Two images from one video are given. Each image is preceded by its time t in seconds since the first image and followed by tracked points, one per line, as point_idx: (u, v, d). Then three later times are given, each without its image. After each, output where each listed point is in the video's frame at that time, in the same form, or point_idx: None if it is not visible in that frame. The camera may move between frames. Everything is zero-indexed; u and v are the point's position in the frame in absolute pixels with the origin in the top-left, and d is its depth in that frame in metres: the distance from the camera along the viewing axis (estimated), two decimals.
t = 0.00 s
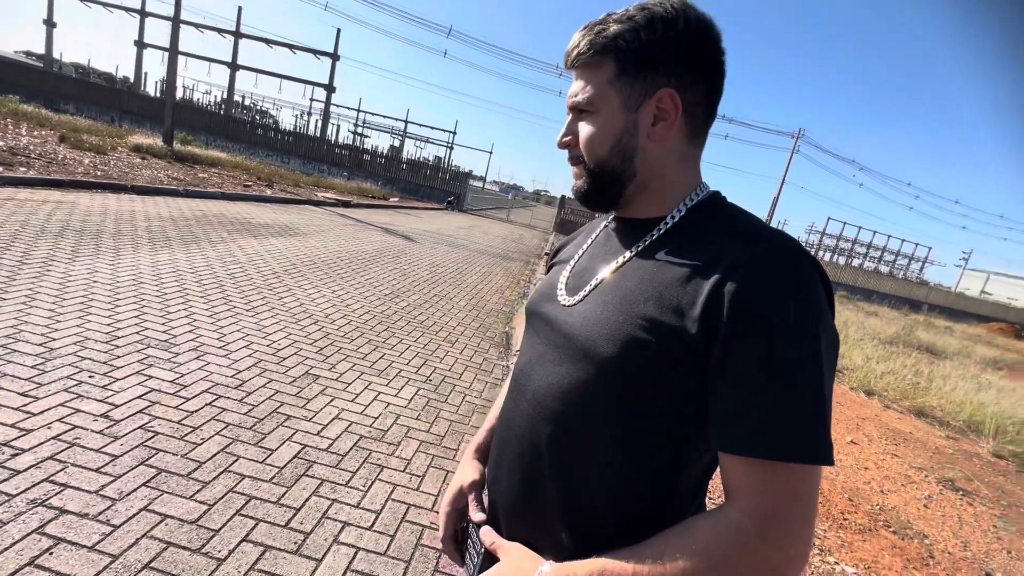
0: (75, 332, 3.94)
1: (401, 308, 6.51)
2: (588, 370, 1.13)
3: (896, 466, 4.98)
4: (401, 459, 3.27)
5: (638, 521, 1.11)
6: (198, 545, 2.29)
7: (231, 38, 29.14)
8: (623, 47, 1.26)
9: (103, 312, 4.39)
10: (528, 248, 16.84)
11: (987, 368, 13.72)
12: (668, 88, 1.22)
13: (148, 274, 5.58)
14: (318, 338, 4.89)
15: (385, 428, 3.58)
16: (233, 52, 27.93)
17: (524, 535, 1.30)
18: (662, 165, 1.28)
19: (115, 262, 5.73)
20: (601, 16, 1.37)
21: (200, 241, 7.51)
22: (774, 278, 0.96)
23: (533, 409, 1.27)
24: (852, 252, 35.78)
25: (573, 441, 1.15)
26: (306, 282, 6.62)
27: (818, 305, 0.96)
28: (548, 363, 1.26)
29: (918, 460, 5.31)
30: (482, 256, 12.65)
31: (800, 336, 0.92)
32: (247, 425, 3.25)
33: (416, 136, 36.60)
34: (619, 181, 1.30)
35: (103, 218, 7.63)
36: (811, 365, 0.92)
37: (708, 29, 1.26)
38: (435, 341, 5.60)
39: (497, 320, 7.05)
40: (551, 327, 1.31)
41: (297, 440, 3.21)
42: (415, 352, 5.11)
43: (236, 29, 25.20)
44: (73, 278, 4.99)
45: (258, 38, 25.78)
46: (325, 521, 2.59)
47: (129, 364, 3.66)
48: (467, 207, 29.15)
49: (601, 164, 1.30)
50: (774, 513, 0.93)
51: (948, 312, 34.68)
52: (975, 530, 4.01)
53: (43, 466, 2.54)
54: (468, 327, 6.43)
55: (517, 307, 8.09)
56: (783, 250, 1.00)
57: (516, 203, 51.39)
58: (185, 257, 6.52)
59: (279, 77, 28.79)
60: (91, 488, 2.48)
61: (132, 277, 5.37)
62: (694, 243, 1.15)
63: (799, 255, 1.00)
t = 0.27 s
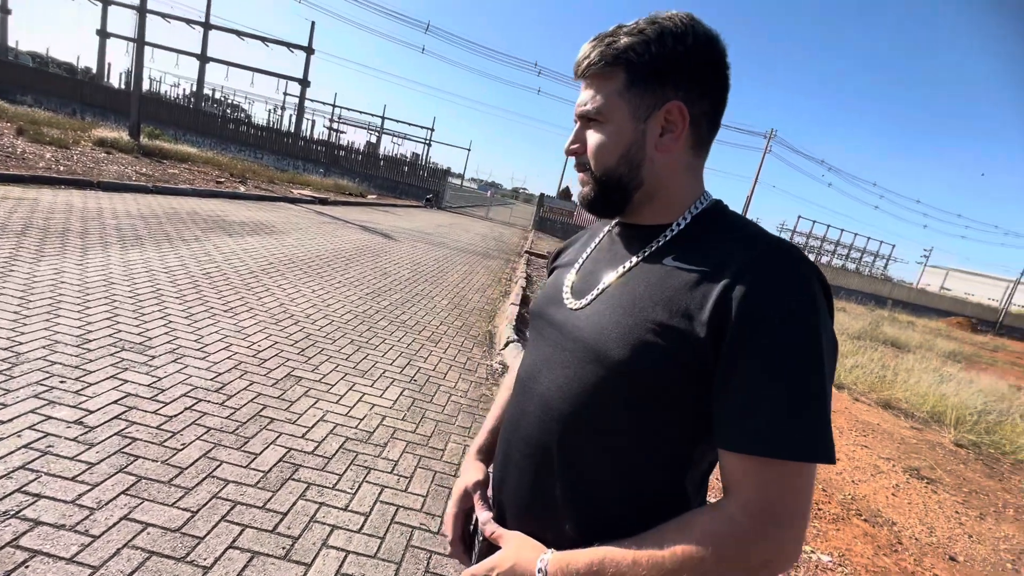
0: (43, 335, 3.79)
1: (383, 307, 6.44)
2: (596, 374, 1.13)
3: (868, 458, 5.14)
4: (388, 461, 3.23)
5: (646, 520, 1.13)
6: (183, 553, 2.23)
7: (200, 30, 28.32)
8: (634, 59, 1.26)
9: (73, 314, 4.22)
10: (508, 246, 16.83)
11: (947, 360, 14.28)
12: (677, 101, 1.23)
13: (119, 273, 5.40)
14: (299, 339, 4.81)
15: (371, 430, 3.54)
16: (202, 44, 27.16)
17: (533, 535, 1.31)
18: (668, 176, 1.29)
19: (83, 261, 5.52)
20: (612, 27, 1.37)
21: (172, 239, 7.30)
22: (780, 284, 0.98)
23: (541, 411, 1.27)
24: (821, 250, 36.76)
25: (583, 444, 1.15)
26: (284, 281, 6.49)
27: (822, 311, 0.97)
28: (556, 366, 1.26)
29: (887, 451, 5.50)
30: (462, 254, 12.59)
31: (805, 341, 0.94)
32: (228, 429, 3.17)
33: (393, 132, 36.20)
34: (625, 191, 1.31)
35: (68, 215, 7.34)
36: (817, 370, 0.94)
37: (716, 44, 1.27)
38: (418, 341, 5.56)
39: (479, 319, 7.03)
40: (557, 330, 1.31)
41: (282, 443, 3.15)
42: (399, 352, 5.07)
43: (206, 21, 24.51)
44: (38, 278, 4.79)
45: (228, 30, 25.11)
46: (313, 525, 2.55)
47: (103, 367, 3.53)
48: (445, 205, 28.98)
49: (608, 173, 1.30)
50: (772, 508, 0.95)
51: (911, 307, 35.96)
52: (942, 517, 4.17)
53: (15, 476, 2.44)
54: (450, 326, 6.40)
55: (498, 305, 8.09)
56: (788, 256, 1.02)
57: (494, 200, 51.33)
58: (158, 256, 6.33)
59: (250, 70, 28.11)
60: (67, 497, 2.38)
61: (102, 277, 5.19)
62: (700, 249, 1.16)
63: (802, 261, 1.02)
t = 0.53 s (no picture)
0: (9, 339, 3.63)
1: (364, 308, 6.37)
2: (600, 379, 1.14)
3: (842, 451, 5.29)
4: (374, 463, 3.20)
5: (649, 523, 1.13)
6: (166, 563, 2.17)
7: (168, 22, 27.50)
8: (637, 70, 1.28)
9: (40, 317, 4.06)
10: (487, 245, 16.80)
11: (910, 354, 14.81)
12: (678, 112, 1.25)
13: (88, 274, 5.21)
14: (279, 341, 4.72)
15: (356, 433, 3.50)
16: (171, 37, 26.39)
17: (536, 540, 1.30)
18: (669, 185, 1.30)
19: (50, 262, 5.32)
20: (615, 39, 1.39)
21: (144, 239, 7.08)
22: (779, 290, 1.00)
23: (543, 416, 1.27)
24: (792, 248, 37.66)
25: (586, 449, 1.16)
26: (262, 282, 6.36)
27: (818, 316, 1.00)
28: (558, 371, 1.26)
29: (858, 443, 5.68)
30: (442, 253, 12.53)
31: (804, 345, 0.97)
32: (209, 435, 3.09)
33: (370, 130, 35.77)
34: (627, 199, 1.32)
35: (32, 213, 7.06)
36: (814, 373, 0.97)
37: (716, 58, 1.29)
38: (401, 342, 5.51)
39: (461, 319, 7.00)
40: (559, 335, 1.31)
41: (265, 448, 3.09)
42: (382, 354, 5.02)
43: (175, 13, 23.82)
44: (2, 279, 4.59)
45: (198, 23, 24.45)
46: (300, 531, 2.51)
47: (75, 373, 3.41)
48: (423, 203, 28.78)
49: (610, 181, 1.31)
50: (775, 510, 0.98)
51: (876, 303, 37.15)
52: (911, 505, 4.33)
53: None
54: (433, 326, 6.36)
55: (480, 304, 8.07)
56: (785, 263, 1.05)
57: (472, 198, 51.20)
58: (129, 256, 6.13)
59: (222, 65, 27.43)
60: (40, 509, 2.29)
61: (71, 278, 5.00)
62: (701, 255, 1.17)
63: (798, 268, 1.05)
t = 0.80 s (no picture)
0: None
1: (345, 308, 6.29)
2: (593, 375, 1.14)
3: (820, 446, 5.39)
4: (357, 466, 3.16)
5: (642, 519, 1.14)
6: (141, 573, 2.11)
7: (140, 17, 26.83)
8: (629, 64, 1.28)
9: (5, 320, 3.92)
10: (470, 245, 16.74)
11: (882, 350, 15.20)
12: (670, 106, 1.26)
13: (57, 276, 5.05)
14: (258, 342, 4.63)
15: (338, 435, 3.45)
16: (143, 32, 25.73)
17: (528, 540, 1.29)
18: (660, 178, 1.32)
19: (16, 263, 5.14)
20: (605, 32, 1.39)
21: (116, 239, 6.90)
22: (770, 285, 1.01)
23: (535, 413, 1.27)
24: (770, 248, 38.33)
25: (580, 445, 1.15)
26: (240, 282, 6.25)
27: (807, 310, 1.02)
28: (550, 368, 1.26)
29: (834, 437, 5.80)
30: (425, 253, 12.45)
31: (794, 338, 0.98)
32: (185, 440, 3.02)
33: (350, 129, 35.38)
34: (619, 192, 1.33)
35: None
36: (804, 366, 0.98)
37: (705, 53, 1.31)
38: (383, 342, 5.45)
39: (444, 319, 6.96)
40: (550, 332, 1.31)
41: (244, 452, 3.03)
42: (364, 354, 4.96)
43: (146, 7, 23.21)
44: None
45: (171, 18, 23.87)
46: (282, 536, 2.46)
47: (43, 377, 3.29)
48: (405, 204, 28.57)
49: (602, 175, 1.32)
50: (776, 500, 0.99)
51: (849, 300, 38.04)
52: (884, 496, 4.44)
53: None
54: (415, 326, 6.32)
55: (462, 304, 8.04)
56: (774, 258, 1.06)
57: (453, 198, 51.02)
58: (100, 257, 5.96)
59: (197, 61, 26.85)
60: (7, 519, 2.20)
61: (38, 279, 4.84)
62: (691, 250, 1.18)
63: (787, 263, 1.06)
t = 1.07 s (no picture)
0: None
1: (330, 311, 6.23)
2: (583, 375, 1.14)
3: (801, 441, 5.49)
4: (344, 470, 3.13)
5: (633, 518, 1.14)
6: None
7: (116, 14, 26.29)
8: (621, 66, 1.28)
9: None
10: (456, 247, 16.71)
11: (861, 348, 15.51)
12: (660, 109, 1.28)
13: (30, 279, 4.92)
14: (241, 346, 4.57)
15: (324, 439, 3.41)
16: (119, 30, 25.22)
17: (518, 542, 1.28)
18: (649, 180, 1.33)
19: None
20: (594, 33, 1.38)
21: (93, 241, 6.75)
22: (759, 284, 1.02)
23: (525, 415, 1.27)
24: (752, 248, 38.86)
25: (570, 447, 1.16)
26: (221, 285, 6.15)
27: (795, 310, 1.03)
28: (541, 368, 1.26)
29: (815, 433, 5.90)
30: (410, 255, 12.39)
31: (782, 338, 0.99)
32: (166, 446, 2.96)
33: (333, 130, 35.07)
34: (609, 194, 1.33)
35: None
36: (791, 365, 0.99)
37: (693, 58, 1.33)
38: (369, 345, 5.41)
39: (430, 321, 6.94)
40: (540, 333, 1.31)
41: (227, 458, 2.98)
42: (349, 357, 4.92)
43: (123, 4, 22.76)
44: None
45: (149, 16, 23.44)
46: (266, 542, 2.43)
47: (15, 384, 3.21)
48: (390, 205, 28.43)
49: (593, 176, 1.32)
50: (769, 496, 1.00)
51: (829, 299, 38.71)
52: (864, 491, 4.52)
53: None
54: (401, 329, 6.28)
55: (448, 306, 8.01)
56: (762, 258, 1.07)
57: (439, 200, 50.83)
58: (76, 260, 5.82)
59: (175, 60, 26.38)
60: None
61: (11, 283, 4.71)
62: (680, 251, 1.19)
63: (775, 263, 1.08)
